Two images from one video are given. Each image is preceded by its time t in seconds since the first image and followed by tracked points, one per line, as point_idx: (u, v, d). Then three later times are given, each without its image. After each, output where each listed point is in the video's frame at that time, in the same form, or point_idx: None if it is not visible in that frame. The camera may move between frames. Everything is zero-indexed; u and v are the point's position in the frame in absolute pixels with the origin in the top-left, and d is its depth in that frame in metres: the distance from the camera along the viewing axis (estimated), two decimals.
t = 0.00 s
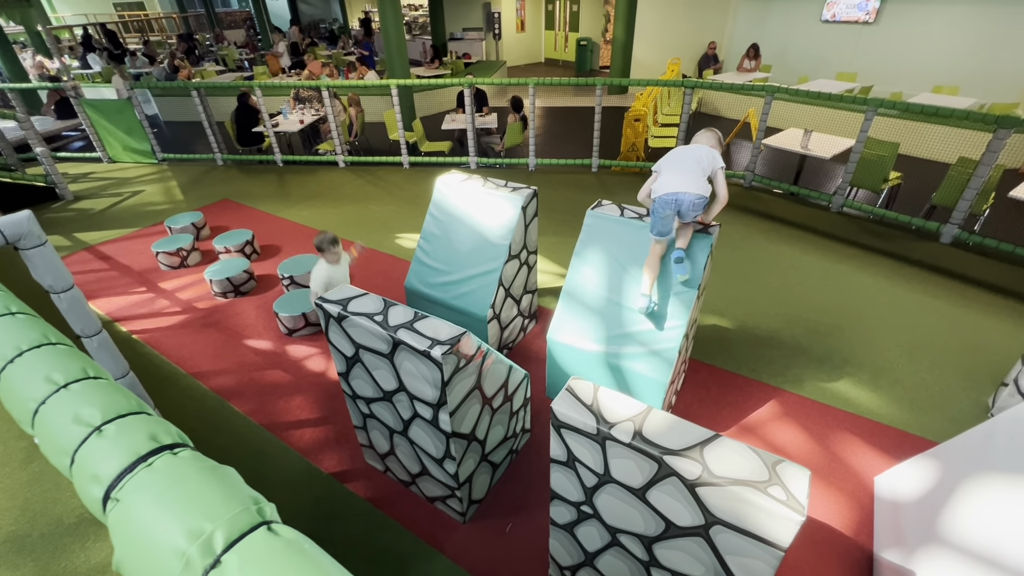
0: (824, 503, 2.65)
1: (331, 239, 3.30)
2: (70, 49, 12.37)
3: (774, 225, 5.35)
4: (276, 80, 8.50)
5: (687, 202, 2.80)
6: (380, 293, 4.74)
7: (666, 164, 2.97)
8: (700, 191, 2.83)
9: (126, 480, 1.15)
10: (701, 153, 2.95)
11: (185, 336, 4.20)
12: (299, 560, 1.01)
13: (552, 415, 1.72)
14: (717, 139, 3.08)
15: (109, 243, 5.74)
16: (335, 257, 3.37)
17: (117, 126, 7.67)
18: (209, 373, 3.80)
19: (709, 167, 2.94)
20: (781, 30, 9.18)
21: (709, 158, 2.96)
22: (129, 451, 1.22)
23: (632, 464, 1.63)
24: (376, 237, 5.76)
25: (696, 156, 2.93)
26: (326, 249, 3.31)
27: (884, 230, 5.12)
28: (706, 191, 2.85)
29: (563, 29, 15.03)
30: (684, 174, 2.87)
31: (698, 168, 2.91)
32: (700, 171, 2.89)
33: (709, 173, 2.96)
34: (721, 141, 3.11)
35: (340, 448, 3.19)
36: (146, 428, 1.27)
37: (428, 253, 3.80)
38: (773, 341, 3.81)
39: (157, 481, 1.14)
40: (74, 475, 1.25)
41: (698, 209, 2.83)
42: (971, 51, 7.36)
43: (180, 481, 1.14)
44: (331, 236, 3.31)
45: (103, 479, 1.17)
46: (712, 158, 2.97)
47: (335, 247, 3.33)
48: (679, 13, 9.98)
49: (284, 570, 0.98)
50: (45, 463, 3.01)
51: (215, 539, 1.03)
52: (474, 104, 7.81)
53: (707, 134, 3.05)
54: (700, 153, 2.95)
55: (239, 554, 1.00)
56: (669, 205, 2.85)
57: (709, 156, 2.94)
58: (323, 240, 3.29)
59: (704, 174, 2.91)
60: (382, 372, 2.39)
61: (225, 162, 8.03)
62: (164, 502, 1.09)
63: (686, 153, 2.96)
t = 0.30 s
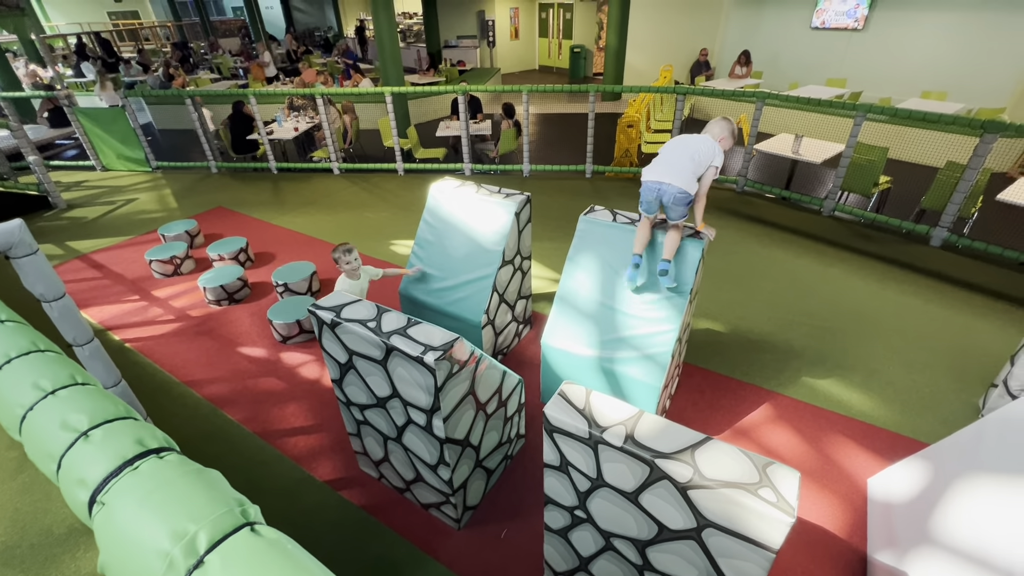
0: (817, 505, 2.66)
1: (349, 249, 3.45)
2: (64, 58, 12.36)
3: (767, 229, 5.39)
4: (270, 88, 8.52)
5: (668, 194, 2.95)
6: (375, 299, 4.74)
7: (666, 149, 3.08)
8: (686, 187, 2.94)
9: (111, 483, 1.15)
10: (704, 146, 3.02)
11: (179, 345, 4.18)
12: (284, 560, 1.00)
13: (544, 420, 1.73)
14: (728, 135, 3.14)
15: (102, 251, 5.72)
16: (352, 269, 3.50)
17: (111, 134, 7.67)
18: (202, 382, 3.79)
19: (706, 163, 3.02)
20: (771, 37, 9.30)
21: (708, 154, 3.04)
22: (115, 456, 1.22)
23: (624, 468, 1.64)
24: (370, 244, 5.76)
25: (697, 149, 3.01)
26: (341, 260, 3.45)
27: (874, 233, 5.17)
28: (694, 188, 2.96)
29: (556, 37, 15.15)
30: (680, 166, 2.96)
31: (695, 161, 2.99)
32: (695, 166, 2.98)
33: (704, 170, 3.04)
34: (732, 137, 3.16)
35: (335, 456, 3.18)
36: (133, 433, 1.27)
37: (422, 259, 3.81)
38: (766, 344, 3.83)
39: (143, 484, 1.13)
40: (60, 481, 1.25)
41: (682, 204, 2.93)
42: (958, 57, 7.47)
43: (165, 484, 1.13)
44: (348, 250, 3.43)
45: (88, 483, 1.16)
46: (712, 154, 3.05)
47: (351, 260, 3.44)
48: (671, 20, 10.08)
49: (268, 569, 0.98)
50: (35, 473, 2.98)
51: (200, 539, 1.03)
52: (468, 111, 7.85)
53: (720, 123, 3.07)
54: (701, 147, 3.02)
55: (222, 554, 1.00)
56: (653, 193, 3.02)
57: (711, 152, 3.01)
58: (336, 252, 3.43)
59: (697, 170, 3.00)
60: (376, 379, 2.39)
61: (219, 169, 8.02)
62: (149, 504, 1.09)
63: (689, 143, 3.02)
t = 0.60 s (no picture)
0: (810, 506, 2.68)
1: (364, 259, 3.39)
2: (56, 66, 12.32)
3: (759, 232, 5.42)
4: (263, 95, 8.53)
5: (626, 185, 3.07)
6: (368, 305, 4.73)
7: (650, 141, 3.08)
8: (644, 181, 2.99)
9: (91, 483, 1.15)
10: (679, 142, 2.93)
11: (171, 352, 4.16)
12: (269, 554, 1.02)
13: (535, 422, 1.73)
14: (725, 131, 2.84)
15: (93, 259, 5.69)
16: (367, 281, 3.42)
17: (103, 142, 7.65)
18: (195, 389, 3.77)
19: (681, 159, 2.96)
20: (761, 43, 9.40)
21: (685, 151, 2.93)
22: (95, 455, 1.21)
23: (615, 470, 1.64)
24: (364, 250, 5.76)
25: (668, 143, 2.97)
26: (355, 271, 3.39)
27: (864, 235, 5.21)
28: (655, 183, 2.98)
29: (549, 43, 15.25)
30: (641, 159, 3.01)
31: (665, 157, 2.96)
32: (662, 162, 2.96)
33: (679, 167, 2.96)
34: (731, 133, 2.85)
35: (328, 462, 3.17)
36: (114, 433, 1.27)
37: (415, 264, 3.82)
38: (758, 346, 3.85)
39: (122, 482, 1.13)
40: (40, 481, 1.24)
41: (641, 198, 3.03)
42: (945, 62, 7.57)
43: (146, 482, 1.13)
44: (362, 261, 3.36)
45: (67, 483, 1.16)
46: (691, 151, 2.91)
47: (366, 271, 3.37)
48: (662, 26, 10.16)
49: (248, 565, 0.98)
50: (24, 482, 2.96)
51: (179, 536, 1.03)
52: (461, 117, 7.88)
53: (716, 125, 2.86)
54: (678, 144, 2.94)
55: (200, 550, 1.01)
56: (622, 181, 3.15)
57: (682, 147, 2.93)
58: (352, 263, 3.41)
59: (665, 166, 2.98)
60: (368, 384, 2.39)
61: (212, 176, 8.00)
62: (128, 501, 1.09)
63: (667, 138, 2.98)
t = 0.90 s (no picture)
0: (799, 503, 2.70)
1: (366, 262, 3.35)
2: (41, 75, 12.22)
3: (746, 234, 5.49)
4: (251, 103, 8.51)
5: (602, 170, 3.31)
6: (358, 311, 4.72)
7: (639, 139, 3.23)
8: (611, 167, 3.20)
9: (69, 481, 1.15)
10: (657, 142, 3.06)
11: (158, 362, 4.12)
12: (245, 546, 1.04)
13: (524, 424, 1.74)
14: (705, 138, 2.84)
15: (79, 270, 5.63)
16: (369, 284, 3.37)
17: (88, 151, 7.58)
18: (183, 399, 3.73)
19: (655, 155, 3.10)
20: (745, 49, 9.55)
21: (660, 151, 3.05)
22: (73, 454, 1.22)
23: (603, 469, 1.65)
24: (354, 256, 5.75)
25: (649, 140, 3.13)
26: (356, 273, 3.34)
27: (849, 236, 5.29)
28: (618, 167, 3.17)
29: (537, 50, 15.37)
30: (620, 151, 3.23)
31: (638, 151, 3.11)
32: (631, 153, 3.13)
33: (651, 162, 3.07)
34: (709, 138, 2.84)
35: (318, 470, 3.15)
36: (93, 433, 1.27)
37: (405, 269, 3.82)
38: (747, 347, 3.89)
39: (100, 480, 1.14)
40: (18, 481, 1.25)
41: (609, 182, 3.26)
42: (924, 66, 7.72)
43: (123, 479, 1.15)
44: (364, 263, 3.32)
45: (45, 482, 1.16)
46: (666, 150, 3.02)
47: (369, 274, 3.33)
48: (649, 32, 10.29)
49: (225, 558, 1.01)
50: (6, 495, 2.91)
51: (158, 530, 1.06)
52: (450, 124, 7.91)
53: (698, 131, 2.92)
54: (656, 144, 3.07)
55: (177, 542, 1.03)
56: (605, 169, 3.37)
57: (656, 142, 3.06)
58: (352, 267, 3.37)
59: (636, 158, 3.13)
60: (358, 390, 2.39)
61: (200, 185, 7.96)
62: (105, 499, 1.10)
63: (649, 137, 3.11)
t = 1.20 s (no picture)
0: (768, 498, 2.76)
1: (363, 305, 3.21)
2: None
3: (709, 238, 5.63)
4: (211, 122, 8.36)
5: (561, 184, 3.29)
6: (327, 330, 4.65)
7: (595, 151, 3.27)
8: (572, 179, 3.19)
9: None
10: (615, 152, 3.13)
11: (116, 392, 3.97)
12: None
13: (490, 436, 1.75)
14: (659, 150, 2.96)
15: (29, 299, 5.39)
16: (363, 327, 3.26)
17: (38, 176, 7.32)
18: (143, 430, 3.60)
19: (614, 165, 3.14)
20: (702, 60, 9.86)
21: (618, 161, 3.11)
22: None
23: (570, 476, 1.66)
24: (321, 274, 5.67)
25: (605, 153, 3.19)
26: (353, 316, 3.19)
27: (806, 237, 5.48)
28: (579, 177, 3.17)
29: (502, 63, 15.56)
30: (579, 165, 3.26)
31: (596, 161, 3.15)
32: (590, 163, 3.15)
33: (612, 172, 3.11)
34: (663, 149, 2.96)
35: (288, 495, 3.08)
36: (8, 472, 1.29)
37: (372, 285, 3.79)
38: (713, 348, 3.98)
39: (9, 519, 1.16)
40: None
41: (572, 195, 3.26)
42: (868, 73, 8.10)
43: (34, 517, 1.17)
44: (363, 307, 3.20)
45: None
46: (623, 160, 3.07)
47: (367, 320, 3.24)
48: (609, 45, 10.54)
49: None
50: None
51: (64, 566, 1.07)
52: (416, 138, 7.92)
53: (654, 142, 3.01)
54: (613, 155, 3.14)
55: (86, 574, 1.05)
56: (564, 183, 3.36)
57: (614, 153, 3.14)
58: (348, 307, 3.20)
59: (595, 168, 3.16)
60: (324, 410, 2.35)
61: (159, 207, 7.75)
62: (14, 537, 1.12)
63: (605, 148, 3.17)
